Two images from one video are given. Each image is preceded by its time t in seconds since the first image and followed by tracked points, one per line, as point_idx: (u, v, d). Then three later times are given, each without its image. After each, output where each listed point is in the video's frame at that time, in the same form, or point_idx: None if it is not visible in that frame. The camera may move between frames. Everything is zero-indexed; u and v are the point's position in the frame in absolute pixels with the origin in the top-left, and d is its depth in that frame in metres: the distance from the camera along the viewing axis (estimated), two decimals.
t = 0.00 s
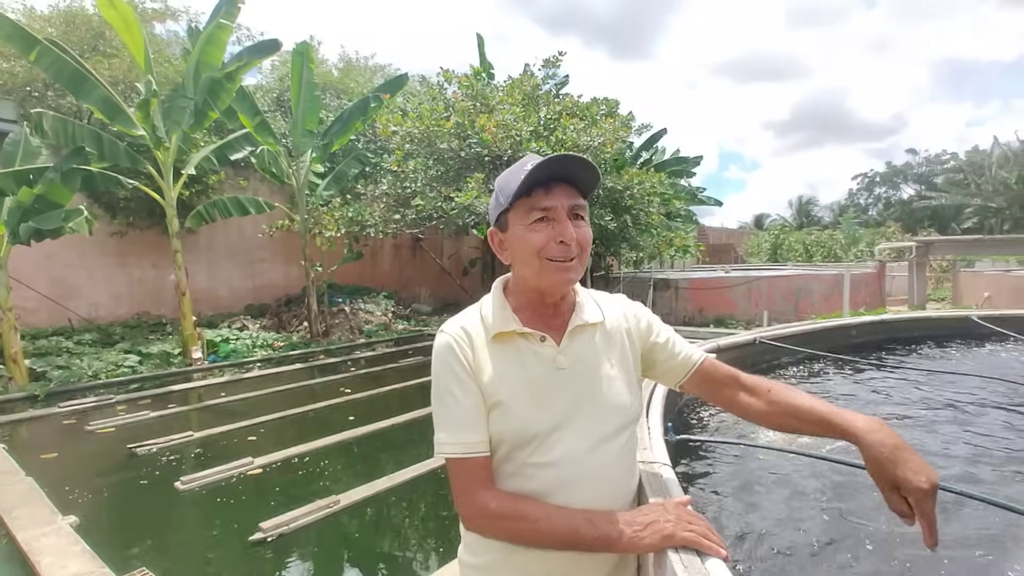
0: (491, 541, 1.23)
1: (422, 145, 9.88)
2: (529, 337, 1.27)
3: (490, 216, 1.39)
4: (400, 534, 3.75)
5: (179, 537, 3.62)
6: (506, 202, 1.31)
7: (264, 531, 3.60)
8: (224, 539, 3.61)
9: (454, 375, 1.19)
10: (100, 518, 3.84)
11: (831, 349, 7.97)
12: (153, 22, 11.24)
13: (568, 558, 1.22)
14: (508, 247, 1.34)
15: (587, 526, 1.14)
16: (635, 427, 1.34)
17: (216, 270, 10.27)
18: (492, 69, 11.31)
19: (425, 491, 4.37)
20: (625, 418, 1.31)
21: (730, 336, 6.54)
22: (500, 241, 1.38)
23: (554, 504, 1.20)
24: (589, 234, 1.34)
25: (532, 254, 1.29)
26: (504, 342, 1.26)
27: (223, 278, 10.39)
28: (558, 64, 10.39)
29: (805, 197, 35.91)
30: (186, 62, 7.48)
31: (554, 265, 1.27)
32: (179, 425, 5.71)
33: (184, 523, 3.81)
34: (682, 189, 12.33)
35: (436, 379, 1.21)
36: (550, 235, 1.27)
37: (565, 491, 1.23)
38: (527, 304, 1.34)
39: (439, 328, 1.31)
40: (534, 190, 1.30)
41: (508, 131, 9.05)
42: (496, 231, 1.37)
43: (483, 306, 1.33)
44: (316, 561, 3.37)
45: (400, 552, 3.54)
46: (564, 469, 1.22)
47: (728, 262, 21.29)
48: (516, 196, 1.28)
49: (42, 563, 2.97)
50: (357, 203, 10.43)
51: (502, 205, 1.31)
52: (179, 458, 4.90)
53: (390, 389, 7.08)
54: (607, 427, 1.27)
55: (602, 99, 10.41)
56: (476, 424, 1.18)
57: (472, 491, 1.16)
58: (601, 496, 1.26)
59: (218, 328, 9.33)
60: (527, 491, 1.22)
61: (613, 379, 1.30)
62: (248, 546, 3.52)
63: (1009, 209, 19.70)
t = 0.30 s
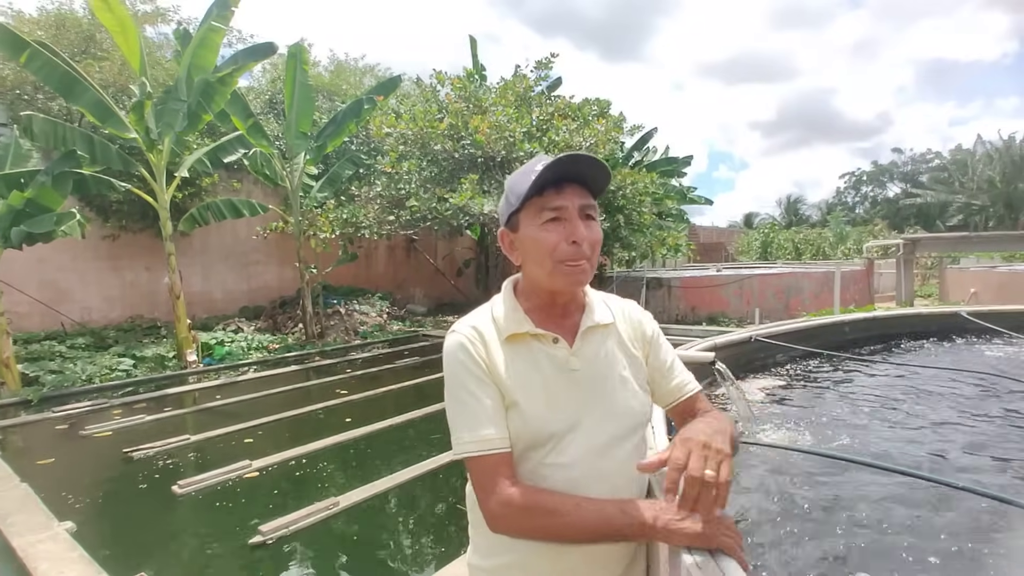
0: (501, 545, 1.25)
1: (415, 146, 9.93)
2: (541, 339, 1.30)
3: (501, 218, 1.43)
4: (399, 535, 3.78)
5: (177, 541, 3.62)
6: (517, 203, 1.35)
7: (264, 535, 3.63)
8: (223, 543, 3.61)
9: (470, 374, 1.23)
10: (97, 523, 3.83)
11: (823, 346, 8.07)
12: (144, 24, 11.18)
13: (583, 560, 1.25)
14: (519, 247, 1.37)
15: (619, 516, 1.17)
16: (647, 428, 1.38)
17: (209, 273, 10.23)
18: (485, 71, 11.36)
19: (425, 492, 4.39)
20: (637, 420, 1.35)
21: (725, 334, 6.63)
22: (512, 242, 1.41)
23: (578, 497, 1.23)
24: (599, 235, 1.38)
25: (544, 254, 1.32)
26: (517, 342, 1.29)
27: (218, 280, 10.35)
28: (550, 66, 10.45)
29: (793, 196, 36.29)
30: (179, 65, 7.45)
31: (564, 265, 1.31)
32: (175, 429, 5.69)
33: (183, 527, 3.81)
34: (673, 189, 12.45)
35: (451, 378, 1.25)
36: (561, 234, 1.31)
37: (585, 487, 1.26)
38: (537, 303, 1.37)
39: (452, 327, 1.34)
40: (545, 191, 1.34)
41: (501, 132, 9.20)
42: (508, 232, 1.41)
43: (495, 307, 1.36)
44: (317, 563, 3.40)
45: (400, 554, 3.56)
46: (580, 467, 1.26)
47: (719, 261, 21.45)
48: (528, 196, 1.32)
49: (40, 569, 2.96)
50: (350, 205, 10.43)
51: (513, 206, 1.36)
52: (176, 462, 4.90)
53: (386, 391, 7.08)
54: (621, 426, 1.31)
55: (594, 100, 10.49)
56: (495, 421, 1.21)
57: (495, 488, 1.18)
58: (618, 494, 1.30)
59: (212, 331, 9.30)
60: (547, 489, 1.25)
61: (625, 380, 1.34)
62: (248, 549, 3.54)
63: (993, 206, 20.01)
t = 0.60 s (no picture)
0: (511, 545, 1.25)
1: (415, 146, 9.92)
2: (552, 340, 1.30)
3: (517, 216, 1.40)
4: (399, 535, 3.78)
5: (178, 542, 3.62)
6: (539, 201, 1.33)
7: (265, 535, 3.63)
8: (225, 543, 3.61)
9: (480, 377, 1.22)
10: (97, 524, 3.82)
11: (823, 345, 8.07)
12: (143, 24, 11.16)
13: (595, 563, 1.24)
14: (539, 246, 1.35)
15: (629, 518, 1.19)
16: (658, 431, 1.37)
17: (209, 273, 10.22)
18: (485, 70, 11.35)
19: (426, 492, 4.39)
20: (649, 424, 1.34)
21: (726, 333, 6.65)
22: (529, 241, 1.39)
23: (588, 499, 1.23)
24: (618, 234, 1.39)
25: (567, 252, 1.31)
26: (527, 344, 1.29)
27: (217, 281, 10.34)
28: (549, 66, 10.44)
29: (792, 195, 36.28)
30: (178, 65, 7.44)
31: (587, 263, 1.31)
32: (175, 429, 5.69)
33: (184, 528, 3.80)
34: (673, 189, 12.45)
35: (462, 382, 1.24)
36: (585, 233, 1.31)
37: (596, 489, 1.26)
38: (553, 302, 1.37)
39: (461, 329, 1.34)
40: (568, 189, 1.34)
41: (501, 132, 9.19)
42: (525, 230, 1.39)
43: (509, 309, 1.35)
44: (318, 565, 3.39)
45: (401, 554, 3.56)
46: (590, 470, 1.25)
47: (718, 261, 21.42)
48: (554, 193, 1.31)
49: (43, 570, 2.96)
50: (350, 205, 10.41)
51: (535, 203, 1.34)
52: (176, 462, 4.89)
53: (386, 391, 7.07)
54: (631, 430, 1.30)
55: (594, 99, 10.47)
56: (506, 424, 1.21)
57: (508, 491, 1.18)
58: (628, 496, 1.29)
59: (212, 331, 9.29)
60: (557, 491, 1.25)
61: (636, 383, 1.33)
62: (249, 549, 3.53)
63: (993, 205, 20.00)
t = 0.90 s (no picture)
0: (513, 543, 1.24)
1: (417, 145, 9.92)
2: (556, 337, 1.29)
3: (526, 213, 1.37)
4: (400, 534, 3.78)
5: (181, 541, 3.62)
6: (554, 199, 1.32)
7: (267, 534, 3.62)
8: (227, 541, 3.61)
9: (485, 375, 1.22)
10: (100, 522, 3.83)
11: (825, 344, 8.07)
12: (144, 24, 11.17)
13: (597, 563, 1.24)
14: (551, 243, 1.33)
15: (633, 517, 1.18)
16: (661, 429, 1.37)
17: (211, 272, 10.23)
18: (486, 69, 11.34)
19: (428, 490, 4.40)
20: (652, 422, 1.33)
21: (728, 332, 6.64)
22: (538, 238, 1.36)
23: (590, 498, 1.22)
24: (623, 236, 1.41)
25: (581, 251, 1.31)
26: (532, 341, 1.28)
27: (219, 280, 10.35)
28: (551, 64, 10.43)
29: (794, 194, 36.18)
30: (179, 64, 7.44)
31: (600, 261, 1.32)
32: (177, 428, 5.69)
33: (186, 526, 3.80)
34: (674, 187, 12.43)
35: (466, 380, 1.24)
36: (600, 231, 1.31)
37: (598, 487, 1.25)
38: (561, 300, 1.35)
39: (465, 327, 1.33)
40: (582, 188, 1.33)
41: (503, 130, 9.19)
42: (535, 228, 1.36)
43: (515, 307, 1.33)
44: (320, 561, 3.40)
45: (402, 552, 3.56)
46: (593, 468, 1.25)
47: (720, 260, 21.38)
48: (572, 192, 1.30)
49: (45, 567, 2.96)
50: (351, 204, 10.41)
51: (550, 201, 1.32)
52: (179, 461, 4.90)
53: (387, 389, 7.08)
54: (635, 428, 1.29)
55: (595, 97, 10.44)
56: (510, 421, 1.20)
57: (510, 489, 1.18)
58: (630, 495, 1.29)
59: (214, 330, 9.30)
60: (559, 489, 1.25)
61: (640, 381, 1.32)
62: (252, 547, 3.53)
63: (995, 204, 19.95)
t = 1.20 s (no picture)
0: (506, 539, 1.25)
1: (417, 144, 9.92)
2: (548, 333, 1.30)
3: (519, 211, 1.38)
4: (400, 532, 3.78)
5: (182, 541, 3.63)
6: (547, 196, 1.32)
7: (268, 533, 3.64)
8: (229, 541, 3.63)
9: (476, 371, 1.22)
10: (102, 522, 3.84)
11: (826, 340, 8.06)
12: (143, 25, 11.18)
13: (590, 558, 1.24)
14: (544, 241, 1.34)
15: (623, 512, 1.19)
16: (653, 425, 1.37)
17: (212, 273, 10.25)
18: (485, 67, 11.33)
19: (429, 489, 4.40)
20: (644, 417, 1.34)
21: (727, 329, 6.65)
22: (531, 235, 1.37)
23: (581, 493, 1.23)
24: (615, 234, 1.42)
25: (574, 248, 1.31)
26: (523, 337, 1.29)
27: (219, 280, 10.37)
28: (550, 62, 10.41)
29: (795, 191, 36.09)
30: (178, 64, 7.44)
31: (593, 259, 1.32)
32: (179, 428, 5.71)
33: (188, 527, 3.81)
34: (675, 185, 12.42)
35: (458, 377, 1.24)
36: (592, 229, 1.32)
37: (590, 483, 1.26)
38: (554, 297, 1.36)
39: (458, 324, 1.34)
40: (574, 186, 1.34)
41: (502, 129, 9.18)
42: (528, 226, 1.36)
43: (508, 304, 1.34)
44: (321, 559, 3.43)
45: (402, 551, 3.57)
46: (585, 464, 1.25)
47: (721, 257, 21.36)
48: (564, 190, 1.31)
49: (47, 568, 2.97)
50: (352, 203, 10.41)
51: (543, 199, 1.32)
52: (181, 461, 4.91)
53: (388, 388, 7.09)
54: (626, 423, 1.30)
55: (595, 95, 10.42)
56: (501, 418, 1.21)
57: (501, 485, 1.19)
58: (622, 490, 1.29)
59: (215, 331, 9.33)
60: (551, 485, 1.25)
61: (632, 376, 1.33)
62: (253, 547, 3.54)
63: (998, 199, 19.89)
